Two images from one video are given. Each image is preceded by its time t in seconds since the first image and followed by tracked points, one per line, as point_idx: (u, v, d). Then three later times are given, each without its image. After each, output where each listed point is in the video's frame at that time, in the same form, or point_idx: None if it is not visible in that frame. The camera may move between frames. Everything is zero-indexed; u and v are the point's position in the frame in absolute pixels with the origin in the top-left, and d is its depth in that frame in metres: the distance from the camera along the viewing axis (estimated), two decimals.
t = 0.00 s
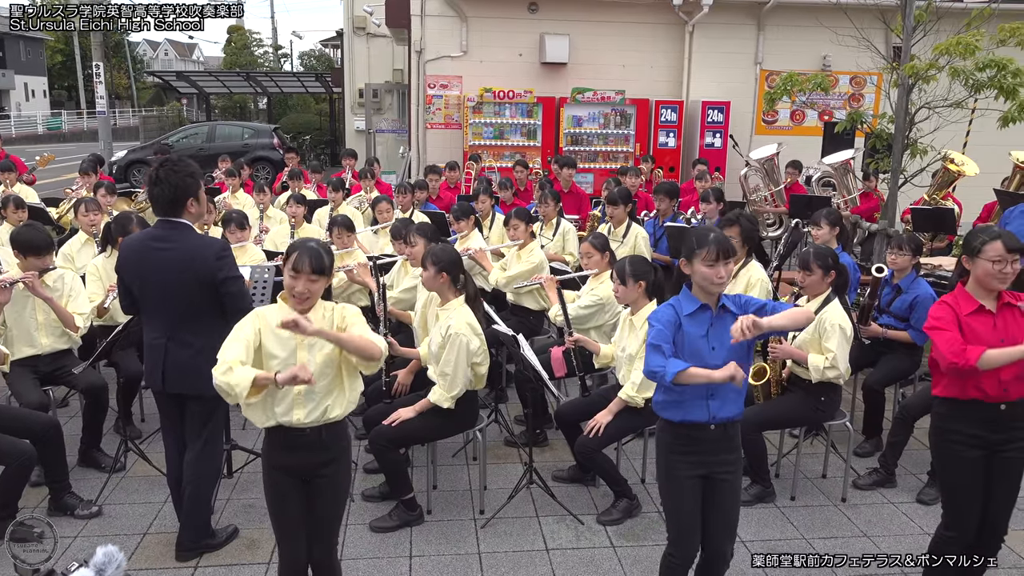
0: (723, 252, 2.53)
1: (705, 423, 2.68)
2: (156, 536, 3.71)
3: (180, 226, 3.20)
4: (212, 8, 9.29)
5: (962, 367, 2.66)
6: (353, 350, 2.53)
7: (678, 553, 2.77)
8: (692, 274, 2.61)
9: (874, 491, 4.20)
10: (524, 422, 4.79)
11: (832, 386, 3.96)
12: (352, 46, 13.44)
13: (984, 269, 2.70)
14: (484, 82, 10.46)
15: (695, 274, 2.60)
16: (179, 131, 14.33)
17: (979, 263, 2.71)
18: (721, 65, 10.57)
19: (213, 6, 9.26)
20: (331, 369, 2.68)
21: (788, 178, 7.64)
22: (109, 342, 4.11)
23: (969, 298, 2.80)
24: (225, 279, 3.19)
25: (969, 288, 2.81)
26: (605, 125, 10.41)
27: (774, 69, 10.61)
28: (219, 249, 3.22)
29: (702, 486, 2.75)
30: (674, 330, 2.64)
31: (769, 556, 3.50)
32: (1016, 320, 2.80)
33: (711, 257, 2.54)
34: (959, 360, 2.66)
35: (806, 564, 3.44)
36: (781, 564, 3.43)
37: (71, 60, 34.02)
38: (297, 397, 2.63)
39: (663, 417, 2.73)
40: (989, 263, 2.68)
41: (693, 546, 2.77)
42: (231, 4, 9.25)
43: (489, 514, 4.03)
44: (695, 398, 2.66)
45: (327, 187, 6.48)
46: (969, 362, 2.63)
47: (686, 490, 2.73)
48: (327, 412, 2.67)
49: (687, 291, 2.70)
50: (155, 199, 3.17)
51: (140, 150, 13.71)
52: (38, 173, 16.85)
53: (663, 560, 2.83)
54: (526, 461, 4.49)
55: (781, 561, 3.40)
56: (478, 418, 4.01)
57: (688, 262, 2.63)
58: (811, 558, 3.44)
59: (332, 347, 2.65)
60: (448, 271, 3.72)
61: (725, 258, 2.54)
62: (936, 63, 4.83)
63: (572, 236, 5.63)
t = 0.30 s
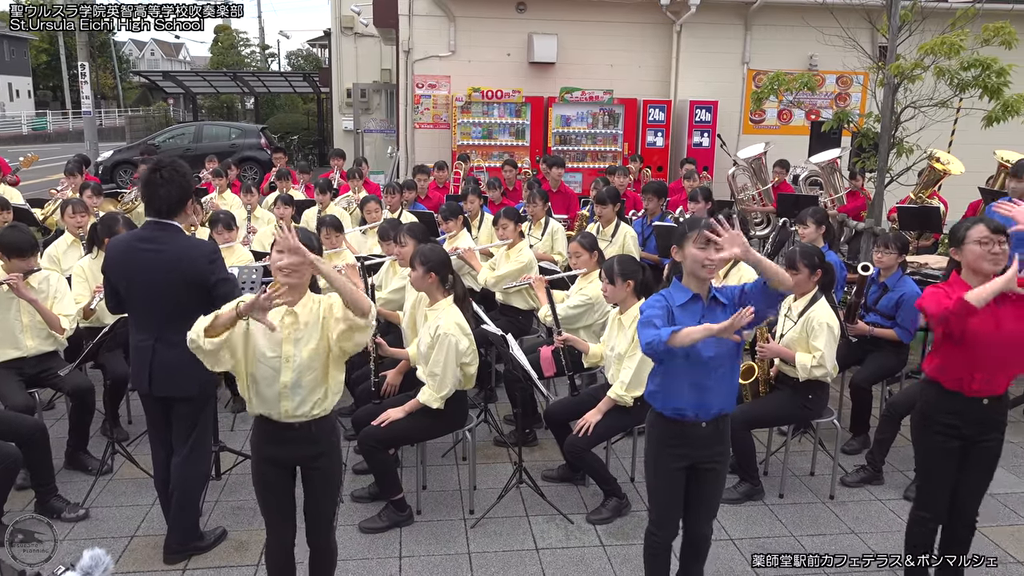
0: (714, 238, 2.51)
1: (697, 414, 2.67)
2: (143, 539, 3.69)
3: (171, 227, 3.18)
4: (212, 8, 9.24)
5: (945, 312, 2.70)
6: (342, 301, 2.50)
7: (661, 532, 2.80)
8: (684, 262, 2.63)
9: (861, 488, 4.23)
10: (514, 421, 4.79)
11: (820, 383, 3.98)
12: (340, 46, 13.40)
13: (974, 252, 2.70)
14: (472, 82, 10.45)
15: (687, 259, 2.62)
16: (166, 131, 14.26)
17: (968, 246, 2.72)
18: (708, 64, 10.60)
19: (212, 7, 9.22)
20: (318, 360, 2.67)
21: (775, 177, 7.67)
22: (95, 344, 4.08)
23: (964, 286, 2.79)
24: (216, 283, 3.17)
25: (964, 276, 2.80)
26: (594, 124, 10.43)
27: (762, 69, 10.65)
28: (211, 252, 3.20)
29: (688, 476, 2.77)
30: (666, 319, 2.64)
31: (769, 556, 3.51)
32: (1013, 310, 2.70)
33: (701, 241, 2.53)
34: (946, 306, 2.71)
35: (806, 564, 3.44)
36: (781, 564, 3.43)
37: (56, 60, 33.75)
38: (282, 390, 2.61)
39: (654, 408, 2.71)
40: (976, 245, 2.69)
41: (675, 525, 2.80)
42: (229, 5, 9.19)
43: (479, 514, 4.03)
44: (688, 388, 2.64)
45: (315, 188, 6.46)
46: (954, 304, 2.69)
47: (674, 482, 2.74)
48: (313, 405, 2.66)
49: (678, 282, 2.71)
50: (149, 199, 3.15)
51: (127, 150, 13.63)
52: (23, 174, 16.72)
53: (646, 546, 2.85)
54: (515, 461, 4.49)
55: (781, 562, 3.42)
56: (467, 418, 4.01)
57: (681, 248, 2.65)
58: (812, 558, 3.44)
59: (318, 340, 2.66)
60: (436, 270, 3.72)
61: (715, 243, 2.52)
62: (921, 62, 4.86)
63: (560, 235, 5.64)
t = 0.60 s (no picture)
0: (705, 252, 2.56)
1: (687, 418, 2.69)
2: (133, 541, 3.67)
3: (161, 229, 3.17)
4: (211, 8, 9.19)
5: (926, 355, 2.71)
6: (320, 372, 2.50)
7: (660, 548, 2.79)
8: (671, 268, 2.63)
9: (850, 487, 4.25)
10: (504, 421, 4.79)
11: (808, 382, 4.01)
12: (329, 46, 13.37)
13: (947, 271, 2.74)
14: (461, 81, 10.45)
15: (674, 269, 2.62)
16: (155, 131, 14.20)
17: (943, 264, 2.75)
18: (697, 64, 10.63)
19: (211, 7, 9.18)
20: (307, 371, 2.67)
21: (764, 177, 7.70)
22: (83, 345, 4.05)
23: (938, 296, 2.84)
24: (201, 286, 3.15)
25: (938, 287, 2.85)
26: (584, 124, 10.43)
27: (750, 69, 10.69)
28: (198, 256, 3.19)
29: (683, 482, 2.75)
30: (654, 326, 2.64)
31: (768, 556, 3.51)
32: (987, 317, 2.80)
33: (691, 254, 2.56)
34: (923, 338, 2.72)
35: (806, 564, 3.45)
36: (781, 564, 3.44)
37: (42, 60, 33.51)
38: (272, 400, 2.63)
39: (644, 413, 2.73)
40: (950, 265, 2.71)
41: (674, 541, 2.79)
42: (230, 4, 9.13)
43: (470, 514, 4.02)
44: (678, 394, 2.66)
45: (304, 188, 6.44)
46: (930, 348, 2.68)
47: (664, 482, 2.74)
48: (302, 415, 2.66)
49: (664, 289, 2.70)
50: (145, 198, 3.16)
51: (114, 150, 13.56)
52: (9, 174, 16.59)
53: (644, 556, 2.84)
54: (506, 461, 4.49)
55: (781, 562, 3.42)
56: (457, 418, 4.00)
57: (668, 258, 2.65)
58: (811, 558, 3.45)
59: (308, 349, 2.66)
60: (427, 271, 3.72)
61: (705, 256, 2.57)
62: (909, 63, 4.89)
63: (550, 235, 5.65)
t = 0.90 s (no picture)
0: (694, 240, 2.54)
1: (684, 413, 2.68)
2: (122, 543, 3.65)
3: (151, 228, 3.15)
4: (212, 8, 9.15)
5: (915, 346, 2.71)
6: (316, 352, 2.49)
7: (647, 535, 2.80)
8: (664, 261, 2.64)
9: (840, 484, 4.27)
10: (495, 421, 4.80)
11: (798, 380, 4.02)
12: (319, 46, 13.33)
13: (936, 261, 2.76)
14: (452, 81, 10.44)
15: (665, 260, 2.62)
16: (143, 132, 14.13)
17: (932, 254, 2.76)
18: (687, 63, 10.65)
19: (212, 7, 9.13)
20: (296, 364, 2.66)
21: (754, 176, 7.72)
22: (71, 347, 4.03)
23: (927, 288, 2.86)
24: (189, 287, 3.12)
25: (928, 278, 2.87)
26: (574, 124, 10.44)
27: (740, 68, 10.72)
28: (187, 257, 3.16)
29: (674, 476, 2.76)
30: (648, 319, 2.65)
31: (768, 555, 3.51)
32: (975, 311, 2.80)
33: (681, 244, 2.56)
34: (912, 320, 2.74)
35: (806, 564, 3.44)
36: (781, 564, 3.44)
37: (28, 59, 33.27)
38: (260, 393, 2.60)
39: (640, 409, 2.72)
40: (940, 255, 2.73)
41: (662, 530, 2.80)
42: (233, 4, 9.10)
43: (461, 514, 4.02)
44: (675, 388, 2.66)
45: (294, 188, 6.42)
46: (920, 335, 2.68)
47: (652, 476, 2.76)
48: (290, 409, 2.64)
49: (657, 283, 2.72)
50: (138, 195, 3.14)
51: (102, 151, 13.48)
52: None
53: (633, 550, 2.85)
54: (497, 460, 4.49)
55: (781, 562, 3.41)
56: (448, 418, 4.00)
57: (659, 249, 2.65)
58: (812, 558, 3.44)
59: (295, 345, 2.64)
60: (417, 271, 3.72)
61: (695, 245, 2.56)
62: (896, 63, 4.91)
63: (541, 235, 5.65)
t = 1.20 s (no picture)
0: (684, 236, 2.55)
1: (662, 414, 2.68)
2: (111, 546, 3.63)
3: (140, 228, 3.14)
4: (213, 8, 9.09)
5: (907, 337, 2.74)
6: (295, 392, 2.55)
7: (637, 531, 2.79)
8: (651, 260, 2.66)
9: (829, 481, 4.29)
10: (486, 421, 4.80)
11: (788, 379, 4.03)
12: (308, 45, 13.29)
13: (935, 251, 2.75)
14: (441, 81, 10.43)
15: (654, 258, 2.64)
16: (131, 132, 14.05)
17: (931, 245, 2.76)
18: (676, 63, 10.68)
19: (213, 7, 9.07)
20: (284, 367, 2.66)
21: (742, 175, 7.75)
22: (58, 349, 4.00)
23: (921, 284, 2.86)
24: (179, 288, 3.11)
25: (922, 273, 2.87)
26: (563, 123, 10.46)
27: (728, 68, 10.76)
28: (177, 257, 3.15)
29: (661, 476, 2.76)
30: (626, 321, 2.69)
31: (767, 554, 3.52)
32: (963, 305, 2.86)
33: (670, 238, 2.58)
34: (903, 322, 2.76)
35: (806, 564, 3.45)
36: (781, 564, 3.44)
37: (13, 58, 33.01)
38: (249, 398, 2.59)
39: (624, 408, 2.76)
40: (940, 245, 2.73)
41: (652, 524, 2.80)
42: (230, 4, 9.06)
43: (452, 514, 4.02)
44: (651, 389, 2.68)
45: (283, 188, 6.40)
46: (911, 332, 2.72)
47: (639, 472, 2.76)
48: (280, 410, 2.63)
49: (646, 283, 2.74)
50: (127, 195, 3.13)
51: (89, 151, 13.39)
52: None
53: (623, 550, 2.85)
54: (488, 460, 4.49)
55: (780, 562, 3.42)
56: (439, 418, 3.99)
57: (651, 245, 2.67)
58: (811, 558, 3.44)
59: (282, 351, 2.65)
60: (408, 271, 3.71)
61: (685, 241, 2.56)
62: (884, 62, 4.94)
63: (530, 234, 5.66)
